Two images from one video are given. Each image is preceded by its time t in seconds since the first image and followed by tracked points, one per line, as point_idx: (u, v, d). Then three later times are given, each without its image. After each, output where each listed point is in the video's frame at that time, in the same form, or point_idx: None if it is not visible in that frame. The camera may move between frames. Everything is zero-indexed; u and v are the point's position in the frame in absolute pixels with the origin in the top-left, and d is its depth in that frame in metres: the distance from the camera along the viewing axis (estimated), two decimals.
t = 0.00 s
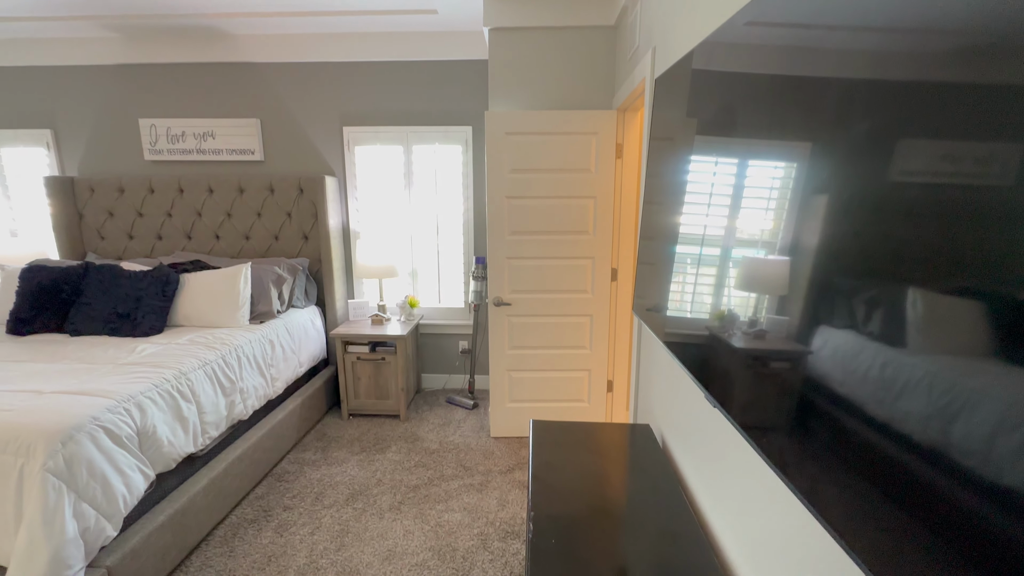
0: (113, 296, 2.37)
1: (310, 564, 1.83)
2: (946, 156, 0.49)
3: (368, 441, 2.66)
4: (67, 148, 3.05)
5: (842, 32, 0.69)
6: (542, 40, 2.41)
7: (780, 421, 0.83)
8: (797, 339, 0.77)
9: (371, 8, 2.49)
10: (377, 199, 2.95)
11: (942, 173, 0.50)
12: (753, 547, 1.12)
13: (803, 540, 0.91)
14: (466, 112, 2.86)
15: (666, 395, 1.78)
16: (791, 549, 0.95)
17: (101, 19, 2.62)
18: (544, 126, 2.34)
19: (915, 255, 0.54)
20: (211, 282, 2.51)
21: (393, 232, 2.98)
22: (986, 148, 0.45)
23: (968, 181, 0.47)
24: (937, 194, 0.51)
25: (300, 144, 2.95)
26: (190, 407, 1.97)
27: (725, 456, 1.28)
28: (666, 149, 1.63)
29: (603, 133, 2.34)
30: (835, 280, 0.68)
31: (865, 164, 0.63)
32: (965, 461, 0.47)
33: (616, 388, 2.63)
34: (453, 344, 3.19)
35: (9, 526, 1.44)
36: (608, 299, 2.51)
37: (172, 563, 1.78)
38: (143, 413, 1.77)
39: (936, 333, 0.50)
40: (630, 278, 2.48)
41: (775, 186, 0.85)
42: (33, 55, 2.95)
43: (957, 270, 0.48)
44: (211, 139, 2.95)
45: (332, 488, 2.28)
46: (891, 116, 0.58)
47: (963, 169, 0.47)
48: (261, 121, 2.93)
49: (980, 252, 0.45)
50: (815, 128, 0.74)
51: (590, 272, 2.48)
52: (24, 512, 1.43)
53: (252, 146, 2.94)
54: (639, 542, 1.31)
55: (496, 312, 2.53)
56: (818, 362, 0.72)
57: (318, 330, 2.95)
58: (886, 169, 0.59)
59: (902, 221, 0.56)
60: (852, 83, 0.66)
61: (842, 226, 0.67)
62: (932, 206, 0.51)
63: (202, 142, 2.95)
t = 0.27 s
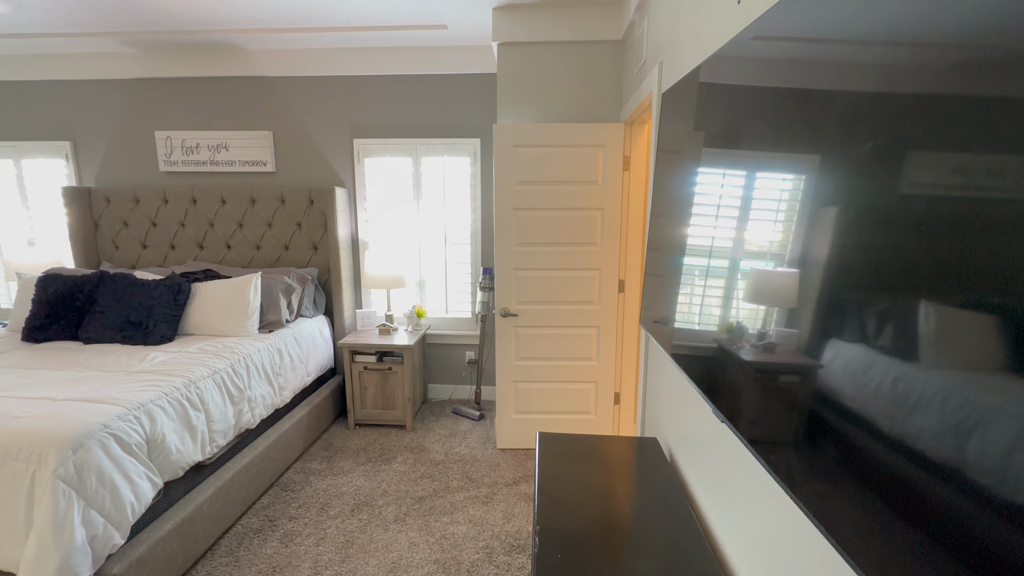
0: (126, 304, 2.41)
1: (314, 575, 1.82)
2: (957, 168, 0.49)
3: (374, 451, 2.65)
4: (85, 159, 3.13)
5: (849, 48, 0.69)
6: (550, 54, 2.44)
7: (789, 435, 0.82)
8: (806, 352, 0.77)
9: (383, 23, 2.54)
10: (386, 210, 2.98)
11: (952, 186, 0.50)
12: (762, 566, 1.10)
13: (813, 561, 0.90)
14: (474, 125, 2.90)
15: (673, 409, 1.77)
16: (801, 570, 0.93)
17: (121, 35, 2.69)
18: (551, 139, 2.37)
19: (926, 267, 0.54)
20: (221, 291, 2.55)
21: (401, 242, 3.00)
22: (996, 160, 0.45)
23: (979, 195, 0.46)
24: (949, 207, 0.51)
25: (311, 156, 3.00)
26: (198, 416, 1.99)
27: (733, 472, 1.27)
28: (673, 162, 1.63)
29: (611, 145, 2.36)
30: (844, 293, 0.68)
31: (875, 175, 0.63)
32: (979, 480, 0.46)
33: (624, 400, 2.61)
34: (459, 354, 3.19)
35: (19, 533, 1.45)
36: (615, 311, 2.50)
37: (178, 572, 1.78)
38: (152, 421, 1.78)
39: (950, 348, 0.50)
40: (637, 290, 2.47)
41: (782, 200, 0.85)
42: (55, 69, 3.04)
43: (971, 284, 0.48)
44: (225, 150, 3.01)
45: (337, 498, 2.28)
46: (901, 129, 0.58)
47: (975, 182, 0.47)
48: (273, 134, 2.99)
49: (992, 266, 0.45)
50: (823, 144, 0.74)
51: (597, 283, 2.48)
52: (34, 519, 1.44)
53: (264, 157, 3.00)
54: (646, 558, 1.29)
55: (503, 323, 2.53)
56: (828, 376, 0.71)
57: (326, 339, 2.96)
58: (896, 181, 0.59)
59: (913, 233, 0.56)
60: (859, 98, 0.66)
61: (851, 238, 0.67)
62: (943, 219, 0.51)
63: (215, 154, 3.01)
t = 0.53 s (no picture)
0: (149, 308, 2.46)
1: None
2: (983, 175, 0.48)
3: (387, 457, 2.66)
4: (113, 168, 3.23)
5: (872, 53, 0.68)
6: (565, 62, 2.45)
7: (811, 448, 0.80)
8: (827, 362, 0.75)
9: (400, 33, 2.58)
10: (401, 217, 3.01)
11: (979, 193, 0.49)
12: None
13: None
14: (489, 133, 2.92)
15: (690, 419, 1.74)
16: None
17: (148, 47, 2.78)
18: (566, 146, 2.37)
19: (952, 276, 0.52)
20: (240, 296, 2.59)
21: (416, 249, 3.02)
22: None
23: (1007, 203, 0.45)
24: (974, 215, 0.49)
25: (329, 164, 3.05)
26: (216, 420, 2.02)
27: (751, 486, 1.24)
28: (689, 169, 1.62)
29: (626, 153, 2.35)
30: (866, 303, 0.66)
31: (900, 182, 0.61)
32: (1009, 498, 0.44)
33: (638, 410, 2.58)
34: (473, 361, 3.19)
35: (43, 532, 1.48)
36: (629, 318, 2.48)
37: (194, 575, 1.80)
38: (172, 423, 1.82)
39: (978, 358, 0.48)
40: (652, 298, 2.45)
41: (802, 205, 0.84)
42: (85, 81, 3.15)
43: (997, 293, 0.46)
44: (246, 158, 3.08)
45: (351, 504, 2.29)
46: (926, 135, 0.57)
47: (1004, 189, 0.45)
48: (292, 142, 3.05)
49: (1021, 276, 0.44)
50: (844, 151, 0.73)
51: (612, 291, 2.46)
52: (57, 518, 1.47)
53: (283, 165, 3.05)
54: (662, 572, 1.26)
55: (517, 330, 2.53)
56: (849, 387, 0.69)
57: (341, 345, 2.99)
58: (919, 190, 0.58)
59: (938, 241, 0.54)
60: (882, 107, 0.65)
61: (872, 247, 0.66)
62: (969, 227, 0.50)
63: (236, 162, 3.08)
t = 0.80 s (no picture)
0: (175, 311, 2.53)
1: None
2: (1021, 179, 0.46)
3: (404, 461, 2.67)
4: (143, 174, 3.33)
5: (901, 54, 0.66)
6: (584, 67, 2.45)
7: (839, 460, 0.78)
8: (852, 372, 0.73)
9: (420, 41, 2.62)
10: (420, 222, 3.03)
11: (1015, 198, 0.47)
12: None
13: None
14: (507, 138, 2.93)
15: (711, 428, 1.70)
16: None
17: (178, 58, 2.87)
18: (584, 151, 2.36)
19: (986, 283, 0.50)
20: (262, 299, 2.64)
21: (434, 253, 3.05)
22: None
23: None
24: (1009, 220, 0.47)
25: (350, 169, 3.10)
26: (238, 420, 2.05)
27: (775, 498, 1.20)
28: (710, 173, 1.60)
29: (645, 157, 2.33)
30: (895, 311, 0.64)
31: (932, 187, 0.59)
32: None
33: (657, 417, 2.55)
34: (490, 366, 3.19)
35: (73, 527, 1.53)
36: (648, 324, 2.45)
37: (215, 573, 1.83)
38: (196, 423, 1.86)
39: (1014, 370, 0.46)
40: (672, 304, 2.42)
41: (826, 211, 0.82)
42: (119, 91, 3.27)
43: None
44: (269, 165, 3.15)
45: (368, 506, 2.30)
46: (959, 138, 0.55)
47: None
48: (314, 148, 3.11)
49: None
50: (874, 155, 0.71)
51: (630, 297, 2.44)
52: (86, 514, 1.52)
53: (305, 171, 3.12)
54: None
55: (534, 335, 2.52)
56: (878, 398, 0.67)
57: (360, 348, 3.02)
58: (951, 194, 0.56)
59: (973, 247, 0.52)
60: (912, 109, 0.63)
61: (901, 253, 0.64)
62: (1000, 232, 0.48)
63: (260, 168, 3.16)
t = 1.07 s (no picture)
0: (201, 310, 2.60)
1: None
2: None
3: (422, 462, 2.68)
4: (172, 178, 3.43)
5: (932, 52, 0.64)
6: (603, 70, 2.44)
7: (865, 470, 0.75)
8: (880, 380, 0.71)
9: (440, 45, 2.64)
10: (439, 225, 3.06)
11: None
12: None
13: None
14: (526, 141, 2.93)
15: (733, 435, 1.67)
16: None
17: (206, 65, 2.96)
18: (603, 154, 2.35)
19: None
20: (284, 300, 2.69)
21: (452, 255, 3.06)
22: None
23: None
24: None
25: (370, 173, 3.14)
26: (261, 419, 2.09)
27: (801, 507, 1.17)
28: (733, 175, 1.57)
29: (666, 160, 2.31)
30: (926, 318, 0.62)
31: (967, 190, 0.57)
32: None
33: (677, 423, 2.51)
34: (507, 369, 3.19)
35: (103, 520, 1.57)
36: (668, 329, 2.42)
37: (237, 569, 1.86)
38: (221, 421, 1.90)
39: None
40: (692, 308, 2.39)
41: (854, 214, 0.80)
42: (150, 98, 3.38)
43: None
44: (292, 168, 3.21)
45: (386, 506, 2.32)
46: (994, 140, 0.53)
47: None
48: (336, 152, 3.16)
49: None
50: (906, 156, 0.69)
51: (649, 301, 2.41)
52: (116, 507, 1.56)
53: (327, 174, 3.17)
54: None
55: (552, 338, 2.51)
56: (910, 408, 0.65)
57: (379, 349, 3.05)
58: (987, 197, 0.54)
59: (1009, 252, 0.50)
60: (945, 110, 0.61)
61: (934, 257, 0.62)
62: None
63: (284, 171, 3.22)
